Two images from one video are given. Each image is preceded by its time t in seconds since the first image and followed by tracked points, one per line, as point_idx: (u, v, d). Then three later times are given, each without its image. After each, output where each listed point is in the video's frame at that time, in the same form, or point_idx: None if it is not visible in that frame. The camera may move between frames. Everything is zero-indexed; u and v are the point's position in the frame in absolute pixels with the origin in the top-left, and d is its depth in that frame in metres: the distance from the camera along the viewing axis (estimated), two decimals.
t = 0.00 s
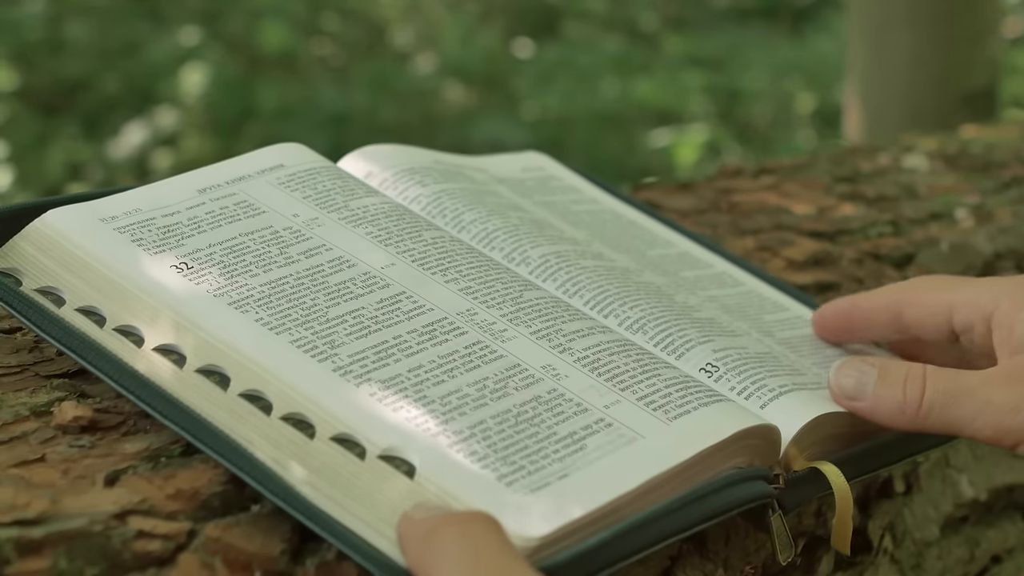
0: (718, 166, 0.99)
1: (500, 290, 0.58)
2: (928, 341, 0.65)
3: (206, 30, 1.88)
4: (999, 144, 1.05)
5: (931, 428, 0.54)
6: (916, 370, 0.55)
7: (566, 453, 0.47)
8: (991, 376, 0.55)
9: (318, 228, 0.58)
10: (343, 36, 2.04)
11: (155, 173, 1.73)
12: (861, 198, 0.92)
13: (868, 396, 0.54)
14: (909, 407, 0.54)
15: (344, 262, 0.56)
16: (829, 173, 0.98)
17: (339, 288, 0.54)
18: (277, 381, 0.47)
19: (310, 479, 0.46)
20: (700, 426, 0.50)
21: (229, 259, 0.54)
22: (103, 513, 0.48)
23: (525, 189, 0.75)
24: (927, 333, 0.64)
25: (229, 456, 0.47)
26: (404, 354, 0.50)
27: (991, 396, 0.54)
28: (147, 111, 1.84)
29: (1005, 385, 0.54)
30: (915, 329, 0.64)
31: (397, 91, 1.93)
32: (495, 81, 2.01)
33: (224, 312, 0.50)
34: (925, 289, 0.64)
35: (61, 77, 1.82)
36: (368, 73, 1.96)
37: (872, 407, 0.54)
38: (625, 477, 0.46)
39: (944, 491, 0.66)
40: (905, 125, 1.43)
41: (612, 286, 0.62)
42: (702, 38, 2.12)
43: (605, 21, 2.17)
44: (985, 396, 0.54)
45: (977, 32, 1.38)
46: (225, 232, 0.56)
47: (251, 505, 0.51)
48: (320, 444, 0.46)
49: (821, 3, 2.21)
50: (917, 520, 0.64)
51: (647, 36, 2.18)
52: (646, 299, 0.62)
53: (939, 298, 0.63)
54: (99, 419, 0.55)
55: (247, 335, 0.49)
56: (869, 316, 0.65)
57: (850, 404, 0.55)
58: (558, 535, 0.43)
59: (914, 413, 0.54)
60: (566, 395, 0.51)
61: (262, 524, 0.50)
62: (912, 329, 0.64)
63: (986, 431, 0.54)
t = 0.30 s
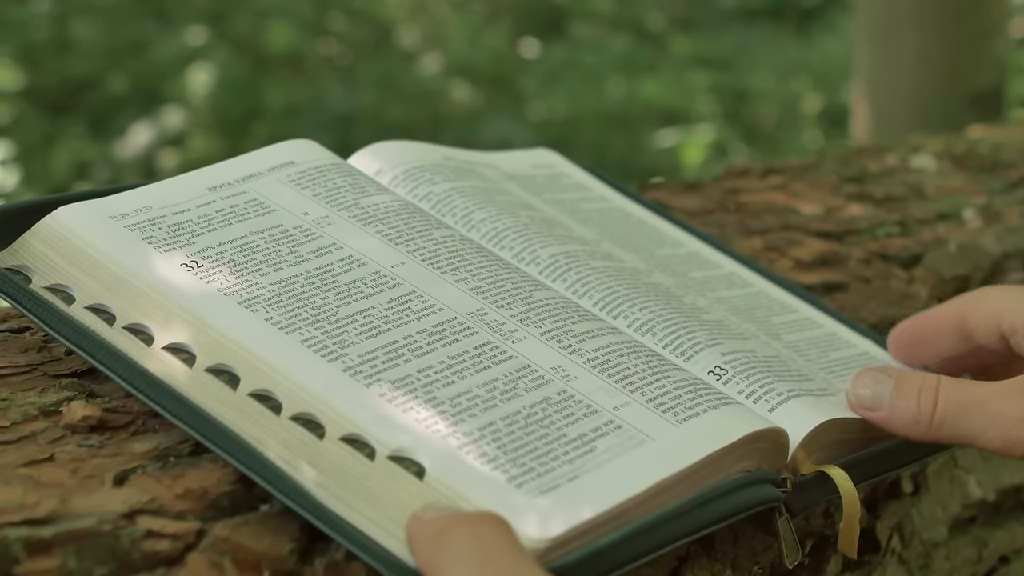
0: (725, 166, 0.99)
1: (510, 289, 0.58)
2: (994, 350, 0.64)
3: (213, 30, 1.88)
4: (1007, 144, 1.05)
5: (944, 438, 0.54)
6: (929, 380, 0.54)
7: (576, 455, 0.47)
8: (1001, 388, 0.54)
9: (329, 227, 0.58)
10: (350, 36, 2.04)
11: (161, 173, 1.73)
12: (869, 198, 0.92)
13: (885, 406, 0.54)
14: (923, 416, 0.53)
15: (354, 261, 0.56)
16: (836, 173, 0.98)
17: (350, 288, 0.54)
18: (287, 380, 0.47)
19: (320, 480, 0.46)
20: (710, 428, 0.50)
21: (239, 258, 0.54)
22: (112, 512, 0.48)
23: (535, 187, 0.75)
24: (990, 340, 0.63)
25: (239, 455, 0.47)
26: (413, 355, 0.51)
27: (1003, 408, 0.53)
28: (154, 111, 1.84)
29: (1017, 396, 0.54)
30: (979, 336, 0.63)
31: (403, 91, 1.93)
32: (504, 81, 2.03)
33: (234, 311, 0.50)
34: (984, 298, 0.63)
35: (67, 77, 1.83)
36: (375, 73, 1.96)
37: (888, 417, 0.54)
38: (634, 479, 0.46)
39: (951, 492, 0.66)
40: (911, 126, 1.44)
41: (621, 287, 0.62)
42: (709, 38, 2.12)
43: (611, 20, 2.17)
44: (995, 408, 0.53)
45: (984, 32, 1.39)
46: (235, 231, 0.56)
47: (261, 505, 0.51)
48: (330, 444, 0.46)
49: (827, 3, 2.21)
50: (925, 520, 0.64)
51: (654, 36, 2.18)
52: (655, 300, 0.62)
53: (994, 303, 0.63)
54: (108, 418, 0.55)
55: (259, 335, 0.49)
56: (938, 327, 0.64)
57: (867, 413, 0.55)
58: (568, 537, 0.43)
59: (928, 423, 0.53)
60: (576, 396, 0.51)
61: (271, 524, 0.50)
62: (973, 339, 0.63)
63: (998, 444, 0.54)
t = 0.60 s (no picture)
0: (732, 166, 0.99)
1: (517, 289, 0.58)
2: None
3: (218, 30, 1.89)
4: (1015, 145, 1.05)
5: (977, 408, 0.56)
6: (962, 356, 0.58)
7: (584, 454, 0.47)
8: None
9: (335, 227, 0.58)
10: (355, 37, 2.04)
11: (167, 172, 1.73)
12: (875, 199, 0.92)
13: (922, 388, 0.58)
14: (954, 390, 0.56)
15: (361, 262, 0.56)
16: (843, 174, 0.98)
17: (357, 288, 0.54)
18: (295, 380, 0.47)
19: (329, 480, 0.46)
20: (718, 426, 0.50)
21: (246, 259, 0.54)
22: (120, 512, 0.48)
23: (542, 188, 0.75)
24: None
25: (248, 455, 0.47)
26: (421, 354, 0.51)
27: None
28: (160, 111, 1.84)
29: None
30: None
31: (410, 91, 1.90)
32: (507, 80, 2.00)
33: (241, 312, 0.50)
34: None
35: (73, 77, 1.83)
36: (380, 72, 1.96)
37: (926, 397, 0.58)
38: (643, 478, 0.46)
39: (959, 492, 0.67)
40: (917, 124, 1.50)
41: (628, 286, 0.62)
42: (714, 40, 2.13)
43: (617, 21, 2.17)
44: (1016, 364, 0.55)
45: (986, 33, 1.45)
46: (243, 232, 0.56)
47: (268, 505, 0.51)
48: (338, 444, 0.46)
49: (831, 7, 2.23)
50: (933, 521, 0.64)
51: (660, 37, 2.19)
52: (661, 299, 0.62)
53: None
54: (116, 418, 0.55)
55: (267, 336, 0.49)
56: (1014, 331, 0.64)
57: (912, 398, 0.59)
58: (577, 536, 0.43)
59: (960, 396, 0.56)
60: (583, 396, 0.51)
61: (279, 523, 0.50)
62: None
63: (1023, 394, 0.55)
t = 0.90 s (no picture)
0: (738, 167, 0.99)
1: (524, 289, 0.58)
2: None
3: (224, 30, 1.89)
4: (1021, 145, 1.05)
5: (993, 395, 0.56)
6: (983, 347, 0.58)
7: (591, 454, 0.47)
8: None
9: (342, 227, 0.58)
10: (361, 36, 2.05)
11: (172, 172, 1.74)
12: (882, 199, 0.92)
13: (942, 375, 0.58)
14: (971, 377, 0.56)
15: (368, 262, 0.56)
16: (849, 173, 0.98)
17: (364, 288, 0.54)
18: (302, 381, 0.47)
19: (335, 480, 0.46)
20: (725, 425, 0.50)
21: (253, 259, 0.54)
22: (127, 511, 0.48)
23: (549, 189, 0.75)
24: None
25: (253, 453, 0.47)
26: (428, 354, 0.51)
27: None
28: (165, 110, 1.84)
29: None
30: None
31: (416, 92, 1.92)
32: (513, 81, 2.02)
33: (248, 312, 0.50)
34: None
35: (78, 77, 1.83)
36: (386, 72, 1.96)
37: (945, 384, 0.58)
38: (649, 477, 0.46)
39: (965, 492, 0.66)
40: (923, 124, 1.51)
41: (634, 286, 0.62)
42: (719, 40, 2.13)
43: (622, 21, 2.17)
44: None
45: (993, 33, 1.45)
46: (249, 232, 0.56)
47: (275, 504, 0.51)
48: (345, 444, 0.46)
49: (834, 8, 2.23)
50: (939, 522, 0.64)
51: (665, 36, 2.19)
52: (668, 299, 0.62)
53: None
54: (123, 418, 0.55)
55: (274, 336, 0.49)
56: None
57: (931, 386, 0.59)
58: (584, 536, 0.43)
59: (977, 384, 0.56)
60: (590, 395, 0.51)
61: (287, 523, 0.50)
62: None
63: None
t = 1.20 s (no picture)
0: (744, 167, 0.99)
1: (529, 288, 0.58)
2: None
3: (229, 30, 1.89)
4: None
5: (985, 374, 0.57)
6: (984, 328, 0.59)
7: (597, 452, 0.47)
8: None
9: (347, 228, 0.58)
10: (366, 36, 2.05)
11: (177, 172, 1.74)
12: (887, 199, 0.92)
13: (938, 350, 0.60)
14: (965, 354, 0.58)
15: (373, 262, 0.56)
16: (855, 173, 0.98)
17: (370, 289, 0.54)
18: (308, 380, 0.47)
19: (342, 480, 0.46)
20: (731, 424, 0.50)
21: (258, 260, 0.54)
22: (133, 511, 0.48)
23: (552, 191, 0.75)
24: None
25: (259, 454, 0.47)
26: (433, 354, 0.50)
27: None
28: (170, 110, 1.85)
29: None
30: None
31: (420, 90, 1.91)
32: (518, 81, 2.01)
33: (253, 312, 0.50)
34: None
35: (83, 77, 1.84)
36: (391, 71, 1.96)
37: (940, 358, 0.59)
38: (655, 476, 0.46)
39: (971, 493, 0.66)
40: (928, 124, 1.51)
41: (639, 284, 0.62)
42: (724, 40, 2.13)
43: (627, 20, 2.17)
44: None
45: (999, 32, 1.45)
46: (254, 234, 0.56)
47: (281, 504, 0.51)
48: (351, 443, 0.46)
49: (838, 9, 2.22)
50: (945, 522, 0.64)
51: (670, 36, 2.19)
52: (672, 298, 0.62)
53: None
54: (128, 417, 0.55)
55: (280, 336, 0.49)
56: None
57: (926, 360, 0.61)
58: (592, 534, 0.43)
59: (971, 361, 0.58)
60: (596, 394, 0.51)
61: (293, 523, 0.50)
62: None
63: None
